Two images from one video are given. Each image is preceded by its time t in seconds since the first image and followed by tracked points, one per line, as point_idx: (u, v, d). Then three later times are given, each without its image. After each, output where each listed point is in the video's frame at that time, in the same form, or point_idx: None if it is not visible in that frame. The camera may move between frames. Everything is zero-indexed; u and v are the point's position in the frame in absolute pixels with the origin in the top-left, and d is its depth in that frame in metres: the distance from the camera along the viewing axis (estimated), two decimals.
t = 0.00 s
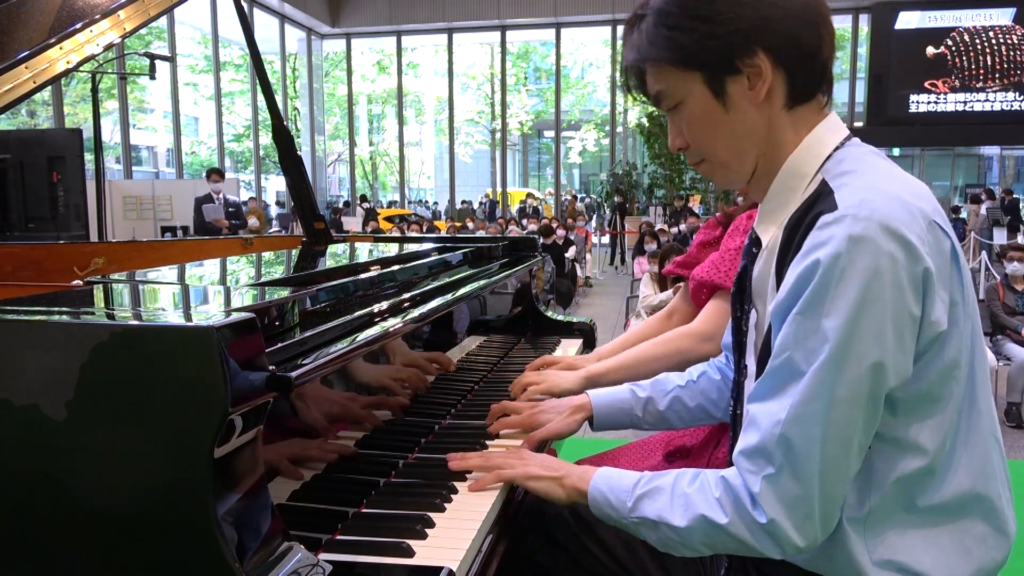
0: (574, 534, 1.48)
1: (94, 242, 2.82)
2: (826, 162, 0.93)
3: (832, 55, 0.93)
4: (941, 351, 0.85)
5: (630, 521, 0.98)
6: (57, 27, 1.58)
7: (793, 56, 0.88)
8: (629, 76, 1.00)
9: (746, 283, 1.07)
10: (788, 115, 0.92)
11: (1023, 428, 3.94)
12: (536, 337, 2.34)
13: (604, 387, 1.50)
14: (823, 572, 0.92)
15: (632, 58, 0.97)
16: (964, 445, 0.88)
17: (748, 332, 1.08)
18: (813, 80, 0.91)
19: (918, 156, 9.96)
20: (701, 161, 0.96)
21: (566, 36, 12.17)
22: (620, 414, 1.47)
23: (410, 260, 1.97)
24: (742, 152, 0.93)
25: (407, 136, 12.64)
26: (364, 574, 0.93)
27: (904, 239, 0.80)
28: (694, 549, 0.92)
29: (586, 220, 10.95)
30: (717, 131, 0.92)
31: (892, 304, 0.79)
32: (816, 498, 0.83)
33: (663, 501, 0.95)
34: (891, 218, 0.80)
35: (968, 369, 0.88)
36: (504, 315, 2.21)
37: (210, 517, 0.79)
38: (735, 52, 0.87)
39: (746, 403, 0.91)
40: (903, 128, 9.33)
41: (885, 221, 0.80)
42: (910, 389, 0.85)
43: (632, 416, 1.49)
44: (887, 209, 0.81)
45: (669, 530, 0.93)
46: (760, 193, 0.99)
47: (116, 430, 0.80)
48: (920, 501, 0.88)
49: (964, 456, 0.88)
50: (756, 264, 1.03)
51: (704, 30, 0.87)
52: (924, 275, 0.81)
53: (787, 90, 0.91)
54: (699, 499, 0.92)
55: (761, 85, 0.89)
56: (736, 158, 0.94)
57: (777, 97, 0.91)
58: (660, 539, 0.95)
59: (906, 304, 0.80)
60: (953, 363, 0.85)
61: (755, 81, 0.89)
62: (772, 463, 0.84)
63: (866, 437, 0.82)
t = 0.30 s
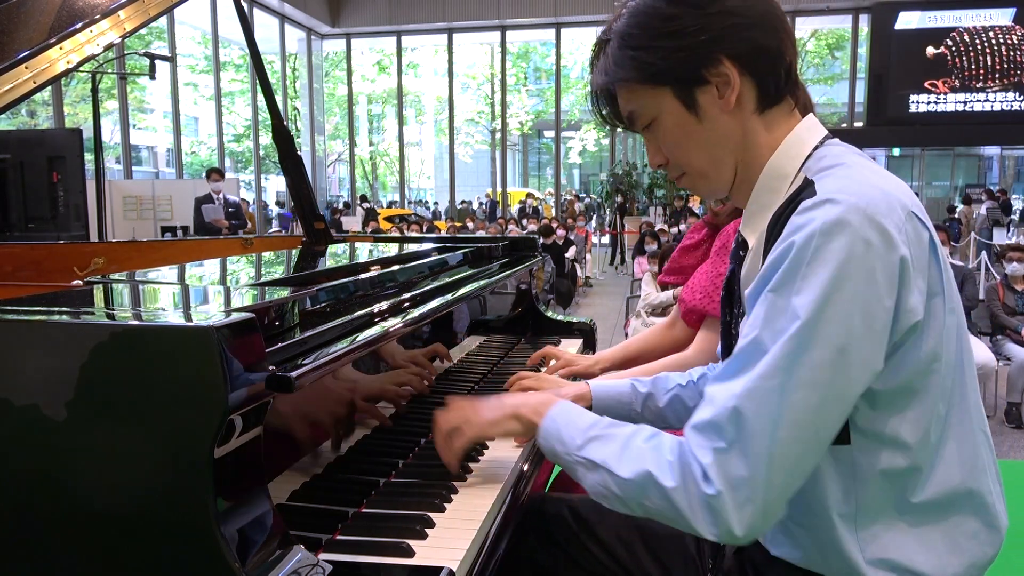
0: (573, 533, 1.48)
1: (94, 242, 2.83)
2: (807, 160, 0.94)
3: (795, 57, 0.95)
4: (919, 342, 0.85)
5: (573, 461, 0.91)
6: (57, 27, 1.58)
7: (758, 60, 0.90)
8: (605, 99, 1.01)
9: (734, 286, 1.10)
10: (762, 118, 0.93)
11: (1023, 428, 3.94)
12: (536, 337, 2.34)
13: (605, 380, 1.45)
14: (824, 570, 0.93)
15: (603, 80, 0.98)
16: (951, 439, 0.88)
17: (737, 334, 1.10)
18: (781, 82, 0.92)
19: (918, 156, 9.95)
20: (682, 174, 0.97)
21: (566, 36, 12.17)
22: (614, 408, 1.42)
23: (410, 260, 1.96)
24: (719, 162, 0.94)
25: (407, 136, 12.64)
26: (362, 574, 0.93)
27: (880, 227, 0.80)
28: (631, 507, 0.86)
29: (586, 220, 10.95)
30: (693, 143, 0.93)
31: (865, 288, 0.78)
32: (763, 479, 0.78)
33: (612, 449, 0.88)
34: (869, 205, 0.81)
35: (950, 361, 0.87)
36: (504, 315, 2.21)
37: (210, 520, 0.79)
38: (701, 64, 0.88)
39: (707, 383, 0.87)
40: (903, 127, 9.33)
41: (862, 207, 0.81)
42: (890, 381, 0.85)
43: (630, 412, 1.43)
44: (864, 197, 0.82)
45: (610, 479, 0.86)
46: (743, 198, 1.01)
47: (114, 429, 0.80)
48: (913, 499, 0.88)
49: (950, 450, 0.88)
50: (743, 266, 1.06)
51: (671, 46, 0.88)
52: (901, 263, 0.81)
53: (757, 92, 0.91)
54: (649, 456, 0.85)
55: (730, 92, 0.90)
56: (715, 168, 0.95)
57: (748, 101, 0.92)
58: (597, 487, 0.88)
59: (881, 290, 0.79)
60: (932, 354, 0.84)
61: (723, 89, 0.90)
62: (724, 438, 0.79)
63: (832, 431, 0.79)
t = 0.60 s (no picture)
0: (574, 533, 1.48)
1: (94, 243, 2.83)
2: (808, 166, 0.94)
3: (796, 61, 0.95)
4: (921, 349, 0.86)
5: (578, 500, 0.95)
6: (57, 27, 1.58)
7: (759, 63, 0.90)
8: (608, 95, 1.02)
9: (739, 292, 1.09)
10: (761, 122, 0.93)
11: (1023, 428, 3.93)
12: (536, 337, 2.34)
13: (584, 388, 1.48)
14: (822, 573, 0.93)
15: (605, 76, 0.99)
16: (949, 441, 0.89)
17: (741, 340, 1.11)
18: (780, 87, 0.93)
19: (918, 157, 9.91)
20: (678, 174, 0.96)
21: (566, 36, 12.17)
22: (596, 415, 1.44)
23: (410, 260, 1.96)
24: (718, 162, 0.94)
25: (407, 136, 12.64)
26: (361, 575, 0.93)
27: (884, 240, 0.81)
28: (642, 532, 0.90)
29: (586, 220, 10.94)
30: (692, 143, 0.93)
31: (869, 302, 0.80)
32: (770, 485, 0.83)
33: (614, 481, 0.93)
34: (873, 219, 0.81)
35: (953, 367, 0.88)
36: (504, 315, 2.21)
37: (210, 517, 0.79)
38: (702, 63, 0.89)
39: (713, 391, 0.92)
40: (903, 127, 9.32)
41: (868, 221, 0.81)
42: (892, 386, 0.86)
43: (609, 418, 1.46)
44: (868, 209, 0.82)
45: (619, 512, 0.91)
46: (745, 200, 1.00)
47: (114, 430, 0.80)
48: (907, 499, 0.89)
49: (949, 454, 0.88)
50: (747, 272, 1.05)
51: (674, 45, 0.89)
52: (906, 276, 0.82)
53: (757, 94, 0.91)
54: (653, 481, 0.90)
55: (731, 94, 0.90)
56: (714, 169, 0.94)
57: (748, 103, 0.92)
58: (606, 519, 0.92)
59: (884, 302, 0.80)
60: (934, 359, 0.86)
61: (724, 89, 0.90)
62: (731, 450, 0.83)
63: (839, 431, 0.83)
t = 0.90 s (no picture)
0: (574, 534, 1.48)
1: (93, 242, 2.82)
2: (820, 164, 0.93)
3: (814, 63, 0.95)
4: (935, 348, 0.85)
5: (587, 505, 0.98)
6: (57, 27, 1.58)
7: (775, 59, 0.90)
8: (625, 78, 1.03)
9: (745, 291, 1.11)
10: (773, 118, 0.93)
11: (1023, 427, 3.94)
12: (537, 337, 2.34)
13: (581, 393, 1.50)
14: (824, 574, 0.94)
15: (623, 57, 0.99)
16: (959, 443, 0.88)
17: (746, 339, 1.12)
18: (797, 84, 0.92)
19: (918, 156, 9.91)
20: (686, 163, 0.98)
21: (566, 36, 12.17)
22: (594, 419, 1.47)
23: (410, 260, 1.96)
24: (726, 154, 0.94)
25: (407, 136, 12.65)
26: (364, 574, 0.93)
27: (901, 238, 0.81)
28: (652, 539, 0.93)
29: (586, 220, 10.94)
30: (701, 133, 0.93)
31: (885, 300, 0.80)
32: (787, 489, 0.83)
33: (624, 485, 0.96)
34: (889, 216, 0.81)
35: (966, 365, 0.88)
36: (505, 316, 2.21)
37: (209, 516, 0.79)
38: (717, 54, 0.89)
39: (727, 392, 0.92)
40: (903, 128, 9.32)
41: (884, 218, 0.81)
42: (904, 385, 0.86)
43: (606, 424, 1.48)
44: (885, 206, 0.82)
45: (629, 516, 0.93)
46: (754, 195, 1.00)
47: (114, 428, 0.80)
48: (913, 500, 0.89)
49: (958, 455, 0.88)
50: (753, 270, 1.05)
51: (691, 32, 0.89)
52: (921, 274, 0.82)
53: (771, 91, 0.91)
54: (663, 483, 0.92)
55: (744, 87, 0.90)
56: (721, 160, 0.95)
57: (761, 98, 0.92)
58: (615, 525, 0.95)
59: (900, 300, 0.80)
60: (948, 358, 0.85)
61: (738, 83, 0.90)
62: (745, 451, 0.84)
63: (853, 432, 0.83)
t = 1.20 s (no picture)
0: (574, 533, 1.48)
1: (93, 243, 2.83)
2: (827, 164, 0.94)
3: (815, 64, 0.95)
4: (942, 347, 0.86)
5: (581, 461, 0.97)
6: (57, 27, 1.58)
7: (777, 63, 0.90)
8: (624, 83, 1.02)
9: (752, 293, 1.09)
10: (775, 122, 0.93)
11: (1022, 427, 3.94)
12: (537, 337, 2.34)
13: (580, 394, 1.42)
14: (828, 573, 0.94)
15: (624, 63, 0.99)
16: (966, 443, 0.89)
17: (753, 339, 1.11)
18: (799, 87, 0.92)
19: (918, 156, 9.90)
20: (687, 169, 0.98)
21: (566, 36, 12.19)
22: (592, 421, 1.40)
23: (410, 260, 1.96)
24: (728, 159, 0.95)
25: (407, 136, 12.64)
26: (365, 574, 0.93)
27: (909, 236, 0.81)
28: (643, 505, 0.90)
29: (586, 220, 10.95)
30: (703, 138, 0.93)
31: (889, 294, 0.79)
32: (772, 476, 0.81)
33: (621, 447, 0.94)
34: (897, 214, 0.81)
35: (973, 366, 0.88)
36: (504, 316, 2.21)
37: (210, 518, 0.79)
38: (720, 59, 0.89)
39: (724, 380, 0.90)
40: (903, 127, 9.32)
41: (891, 217, 0.81)
42: (911, 384, 0.86)
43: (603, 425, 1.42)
44: (892, 204, 0.82)
45: (619, 479, 0.91)
46: (758, 200, 1.01)
47: (114, 428, 0.80)
48: (921, 500, 0.89)
49: (965, 456, 0.88)
50: (762, 272, 1.05)
51: (694, 37, 0.89)
52: (927, 274, 0.82)
53: (773, 95, 0.91)
54: (658, 455, 0.90)
55: (746, 92, 0.90)
56: (722, 166, 0.95)
57: (763, 103, 0.92)
58: (607, 485, 0.93)
59: (906, 297, 0.80)
60: (955, 358, 0.86)
61: (739, 87, 0.90)
62: (735, 435, 0.82)
63: (852, 427, 0.82)
